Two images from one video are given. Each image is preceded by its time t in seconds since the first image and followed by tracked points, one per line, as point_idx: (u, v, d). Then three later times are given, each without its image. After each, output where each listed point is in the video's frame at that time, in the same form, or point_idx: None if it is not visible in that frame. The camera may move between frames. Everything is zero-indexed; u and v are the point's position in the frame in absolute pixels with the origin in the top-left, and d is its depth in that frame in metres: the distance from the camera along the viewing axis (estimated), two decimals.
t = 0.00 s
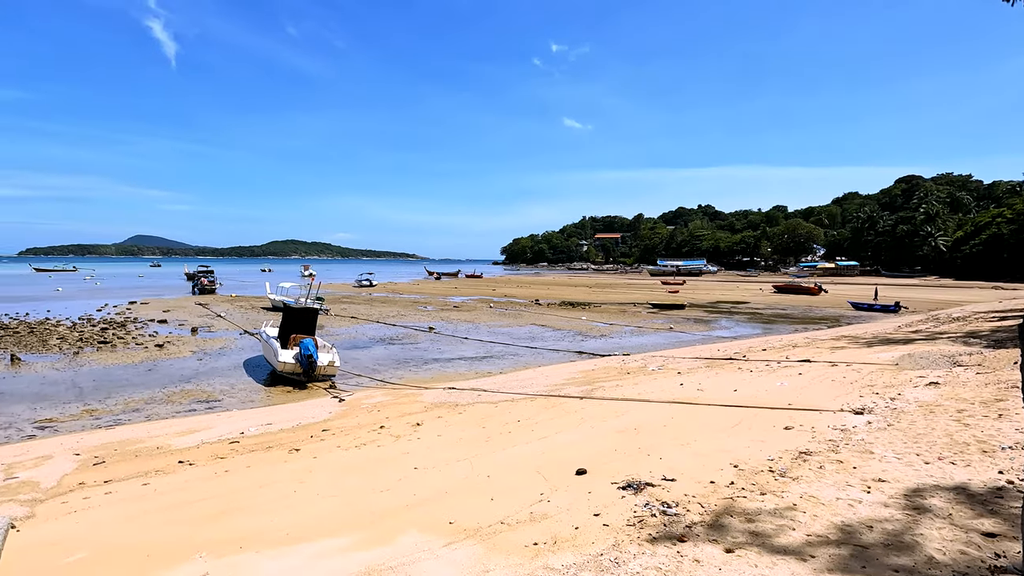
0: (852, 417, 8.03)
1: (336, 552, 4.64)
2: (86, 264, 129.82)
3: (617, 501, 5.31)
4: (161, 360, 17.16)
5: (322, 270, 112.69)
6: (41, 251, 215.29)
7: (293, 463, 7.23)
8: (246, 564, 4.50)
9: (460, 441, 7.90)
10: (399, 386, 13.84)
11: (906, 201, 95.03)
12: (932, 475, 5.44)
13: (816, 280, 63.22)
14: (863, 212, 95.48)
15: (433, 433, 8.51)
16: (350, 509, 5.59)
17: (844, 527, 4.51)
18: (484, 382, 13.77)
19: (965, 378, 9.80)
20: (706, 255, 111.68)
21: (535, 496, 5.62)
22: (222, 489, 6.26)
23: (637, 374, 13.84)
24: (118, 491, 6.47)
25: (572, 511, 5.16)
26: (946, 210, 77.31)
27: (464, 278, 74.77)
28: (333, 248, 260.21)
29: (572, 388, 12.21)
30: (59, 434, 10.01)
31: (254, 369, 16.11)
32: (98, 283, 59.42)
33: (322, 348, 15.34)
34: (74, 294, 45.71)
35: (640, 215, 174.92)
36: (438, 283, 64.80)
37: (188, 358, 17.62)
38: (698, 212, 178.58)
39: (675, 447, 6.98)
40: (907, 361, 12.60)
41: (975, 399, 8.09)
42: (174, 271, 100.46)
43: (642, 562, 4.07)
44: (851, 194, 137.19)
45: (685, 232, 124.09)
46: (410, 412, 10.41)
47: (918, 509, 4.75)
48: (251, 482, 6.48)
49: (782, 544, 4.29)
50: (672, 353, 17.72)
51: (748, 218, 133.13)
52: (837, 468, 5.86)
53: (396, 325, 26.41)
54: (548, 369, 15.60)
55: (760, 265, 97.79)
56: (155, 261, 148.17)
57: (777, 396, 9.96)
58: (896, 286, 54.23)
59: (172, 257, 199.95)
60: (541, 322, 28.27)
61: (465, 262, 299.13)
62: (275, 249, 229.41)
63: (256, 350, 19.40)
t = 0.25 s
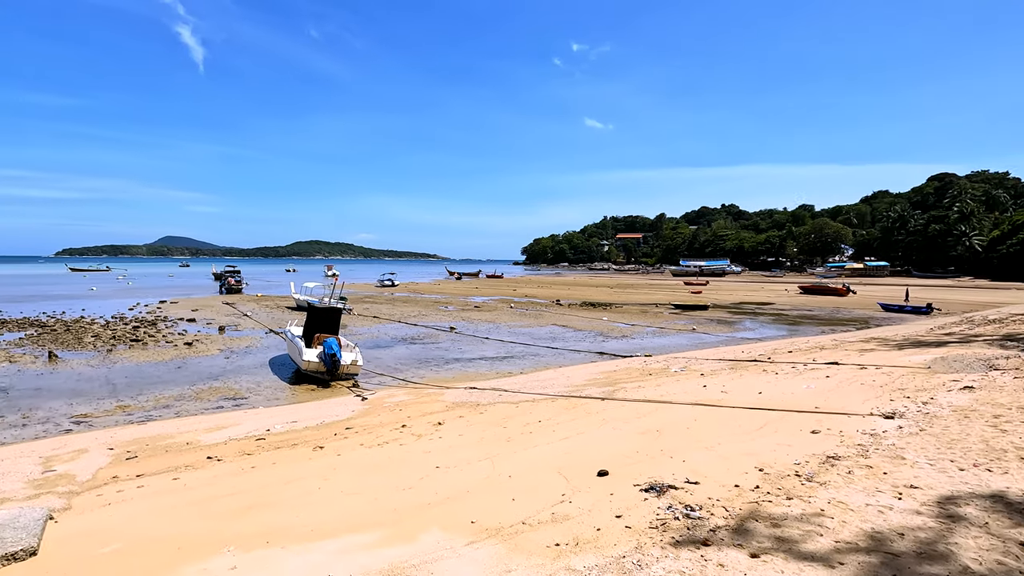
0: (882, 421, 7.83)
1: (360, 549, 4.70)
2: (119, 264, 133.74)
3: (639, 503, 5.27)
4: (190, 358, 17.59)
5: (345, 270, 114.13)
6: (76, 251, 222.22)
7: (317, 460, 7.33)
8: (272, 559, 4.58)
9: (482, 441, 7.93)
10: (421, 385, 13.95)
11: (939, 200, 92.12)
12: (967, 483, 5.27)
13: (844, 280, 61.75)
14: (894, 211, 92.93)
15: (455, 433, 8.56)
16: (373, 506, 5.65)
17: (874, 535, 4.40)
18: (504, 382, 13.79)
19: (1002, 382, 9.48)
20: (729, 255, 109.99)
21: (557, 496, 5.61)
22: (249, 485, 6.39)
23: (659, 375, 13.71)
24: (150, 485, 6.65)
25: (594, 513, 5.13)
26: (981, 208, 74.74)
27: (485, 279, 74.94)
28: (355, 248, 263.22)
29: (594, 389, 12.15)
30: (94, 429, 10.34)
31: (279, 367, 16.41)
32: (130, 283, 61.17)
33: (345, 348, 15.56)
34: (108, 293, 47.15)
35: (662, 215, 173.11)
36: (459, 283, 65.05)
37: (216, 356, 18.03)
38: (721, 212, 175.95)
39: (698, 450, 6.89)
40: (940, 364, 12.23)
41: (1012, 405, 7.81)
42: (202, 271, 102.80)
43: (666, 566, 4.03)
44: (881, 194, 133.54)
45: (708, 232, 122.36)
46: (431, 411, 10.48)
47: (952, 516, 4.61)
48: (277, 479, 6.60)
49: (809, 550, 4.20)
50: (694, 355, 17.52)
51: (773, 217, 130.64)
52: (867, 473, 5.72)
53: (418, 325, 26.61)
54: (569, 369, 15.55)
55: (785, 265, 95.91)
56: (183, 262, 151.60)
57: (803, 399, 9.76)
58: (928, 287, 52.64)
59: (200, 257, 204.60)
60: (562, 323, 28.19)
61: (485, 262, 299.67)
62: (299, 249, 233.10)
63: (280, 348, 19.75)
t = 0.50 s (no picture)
0: (914, 426, 7.61)
1: (383, 546, 4.75)
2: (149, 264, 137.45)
3: (663, 506, 5.22)
4: (218, 356, 17.99)
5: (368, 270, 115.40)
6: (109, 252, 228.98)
7: (341, 457, 7.44)
8: (298, 554, 4.66)
9: (503, 441, 7.95)
10: (442, 384, 14.03)
11: (974, 198, 89.11)
12: (1005, 491, 5.10)
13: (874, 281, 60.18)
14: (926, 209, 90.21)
15: (477, 432, 8.59)
16: (396, 504, 5.71)
17: (906, 542, 4.28)
18: (525, 382, 13.79)
19: None
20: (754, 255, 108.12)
21: (579, 497, 5.59)
22: (276, 481, 6.51)
23: (682, 376, 13.56)
24: (181, 479, 6.83)
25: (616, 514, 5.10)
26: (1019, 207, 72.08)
27: (506, 279, 74.68)
28: (378, 248, 265.88)
29: (615, 390, 12.07)
30: (127, 424, 10.65)
31: (304, 366, 16.69)
32: (161, 283, 62.75)
33: (368, 347, 15.73)
34: (140, 292, 48.51)
35: (685, 215, 171.00)
36: (480, 283, 65.22)
37: (243, 354, 18.44)
38: (745, 211, 173.03)
39: (722, 453, 6.80)
40: (975, 367, 11.83)
41: None
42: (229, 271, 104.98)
43: (689, 569, 3.99)
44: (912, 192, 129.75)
45: (732, 232, 120.45)
46: (453, 410, 10.54)
47: (989, 525, 4.46)
48: (302, 475, 6.71)
49: (838, 556, 4.11)
50: (718, 356, 17.27)
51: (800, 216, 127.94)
52: (898, 479, 5.57)
53: (439, 324, 26.78)
54: (590, 370, 15.47)
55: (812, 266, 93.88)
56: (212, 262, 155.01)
57: (832, 402, 9.55)
58: (963, 288, 50.97)
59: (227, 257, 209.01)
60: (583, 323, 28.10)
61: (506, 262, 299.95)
62: (323, 249, 236.33)
63: (305, 347, 20.07)
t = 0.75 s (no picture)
0: (950, 432, 7.37)
1: (407, 543, 4.80)
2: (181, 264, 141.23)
3: (687, 509, 5.16)
4: (246, 354, 18.39)
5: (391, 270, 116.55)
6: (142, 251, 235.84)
7: (365, 455, 7.54)
8: (324, 549, 4.74)
9: (525, 441, 7.95)
10: (464, 384, 14.10)
11: (1013, 196, 85.86)
12: None
13: (906, 282, 58.48)
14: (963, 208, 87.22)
15: (498, 432, 8.62)
16: (419, 502, 5.76)
17: (941, 551, 4.15)
18: (547, 382, 13.77)
19: None
20: (780, 255, 106.01)
21: (601, 499, 5.56)
22: (301, 477, 6.63)
23: (706, 378, 13.38)
24: (211, 474, 7.00)
25: (639, 516, 5.06)
26: None
27: (528, 279, 74.70)
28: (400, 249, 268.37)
29: (638, 391, 11.98)
30: (159, 419, 10.96)
31: (329, 364, 16.95)
32: (192, 282, 64.39)
33: (391, 346, 15.89)
34: (171, 291, 49.85)
35: (709, 215, 168.71)
36: (502, 283, 65.35)
37: (269, 352, 18.80)
38: (771, 211, 169.89)
39: (748, 456, 6.69)
40: (1014, 372, 11.41)
41: None
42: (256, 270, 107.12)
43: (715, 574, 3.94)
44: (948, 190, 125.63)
45: (757, 232, 118.38)
46: (475, 410, 10.59)
47: None
48: (327, 472, 6.81)
49: (869, 564, 4.01)
50: (743, 358, 17.00)
51: (828, 216, 125.02)
52: (932, 486, 5.41)
53: (461, 324, 26.93)
54: (612, 371, 15.37)
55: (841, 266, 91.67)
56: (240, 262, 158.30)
57: (862, 406, 9.31)
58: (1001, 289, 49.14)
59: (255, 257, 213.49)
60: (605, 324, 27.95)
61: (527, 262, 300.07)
62: (347, 250, 239.31)
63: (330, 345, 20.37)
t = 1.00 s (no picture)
0: (987, 438, 7.14)
1: (431, 541, 4.83)
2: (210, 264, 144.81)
3: (713, 512, 5.09)
4: (273, 352, 18.76)
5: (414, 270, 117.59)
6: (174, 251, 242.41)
7: (389, 453, 7.62)
8: (350, 545, 4.80)
9: (548, 441, 7.94)
10: (487, 383, 14.16)
11: None
12: None
13: (941, 283, 56.64)
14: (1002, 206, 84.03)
15: (521, 431, 8.62)
16: (443, 500, 5.80)
17: (979, 562, 4.01)
18: (569, 383, 13.74)
19: None
20: (809, 255, 103.72)
21: (625, 500, 5.52)
22: (327, 474, 6.74)
23: (732, 380, 13.19)
24: (240, 469, 7.16)
25: (664, 519, 5.01)
26: None
27: (550, 279, 74.60)
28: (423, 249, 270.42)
29: (662, 392, 11.87)
30: (190, 415, 11.26)
31: (353, 363, 17.18)
32: (221, 281, 65.96)
33: (415, 345, 16.04)
34: (202, 291, 51.11)
35: (735, 214, 165.97)
36: (524, 283, 65.38)
37: (296, 350, 19.15)
38: (799, 210, 166.34)
39: (775, 460, 6.56)
40: None
41: None
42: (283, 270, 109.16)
43: None
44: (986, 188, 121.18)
45: (785, 232, 116.01)
46: (498, 409, 10.62)
47: None
48: (353, 469, 6.91)
49: (902, 573, 3.90)
50: (770, 360, 16.70)
51: (859, 215, 121.83)
52: (969, 494, 5.23)
53: (483, 324, 27.04)
54: (635, 372, 15.26)
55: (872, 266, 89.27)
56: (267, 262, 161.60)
57: (894, 410, 9.06)
58: None
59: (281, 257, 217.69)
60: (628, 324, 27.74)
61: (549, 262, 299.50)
62: (371, 250, 242.19)
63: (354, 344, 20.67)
